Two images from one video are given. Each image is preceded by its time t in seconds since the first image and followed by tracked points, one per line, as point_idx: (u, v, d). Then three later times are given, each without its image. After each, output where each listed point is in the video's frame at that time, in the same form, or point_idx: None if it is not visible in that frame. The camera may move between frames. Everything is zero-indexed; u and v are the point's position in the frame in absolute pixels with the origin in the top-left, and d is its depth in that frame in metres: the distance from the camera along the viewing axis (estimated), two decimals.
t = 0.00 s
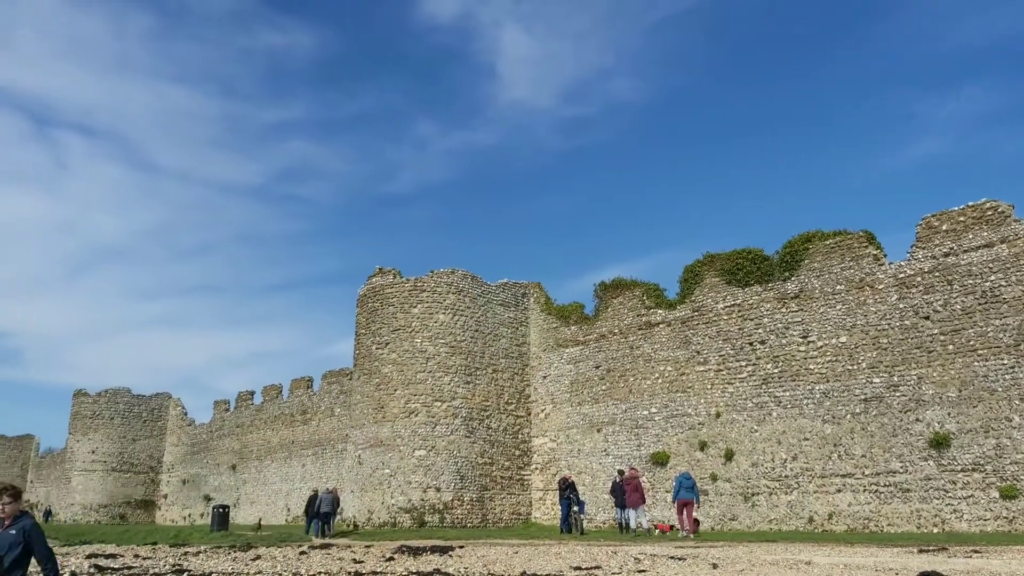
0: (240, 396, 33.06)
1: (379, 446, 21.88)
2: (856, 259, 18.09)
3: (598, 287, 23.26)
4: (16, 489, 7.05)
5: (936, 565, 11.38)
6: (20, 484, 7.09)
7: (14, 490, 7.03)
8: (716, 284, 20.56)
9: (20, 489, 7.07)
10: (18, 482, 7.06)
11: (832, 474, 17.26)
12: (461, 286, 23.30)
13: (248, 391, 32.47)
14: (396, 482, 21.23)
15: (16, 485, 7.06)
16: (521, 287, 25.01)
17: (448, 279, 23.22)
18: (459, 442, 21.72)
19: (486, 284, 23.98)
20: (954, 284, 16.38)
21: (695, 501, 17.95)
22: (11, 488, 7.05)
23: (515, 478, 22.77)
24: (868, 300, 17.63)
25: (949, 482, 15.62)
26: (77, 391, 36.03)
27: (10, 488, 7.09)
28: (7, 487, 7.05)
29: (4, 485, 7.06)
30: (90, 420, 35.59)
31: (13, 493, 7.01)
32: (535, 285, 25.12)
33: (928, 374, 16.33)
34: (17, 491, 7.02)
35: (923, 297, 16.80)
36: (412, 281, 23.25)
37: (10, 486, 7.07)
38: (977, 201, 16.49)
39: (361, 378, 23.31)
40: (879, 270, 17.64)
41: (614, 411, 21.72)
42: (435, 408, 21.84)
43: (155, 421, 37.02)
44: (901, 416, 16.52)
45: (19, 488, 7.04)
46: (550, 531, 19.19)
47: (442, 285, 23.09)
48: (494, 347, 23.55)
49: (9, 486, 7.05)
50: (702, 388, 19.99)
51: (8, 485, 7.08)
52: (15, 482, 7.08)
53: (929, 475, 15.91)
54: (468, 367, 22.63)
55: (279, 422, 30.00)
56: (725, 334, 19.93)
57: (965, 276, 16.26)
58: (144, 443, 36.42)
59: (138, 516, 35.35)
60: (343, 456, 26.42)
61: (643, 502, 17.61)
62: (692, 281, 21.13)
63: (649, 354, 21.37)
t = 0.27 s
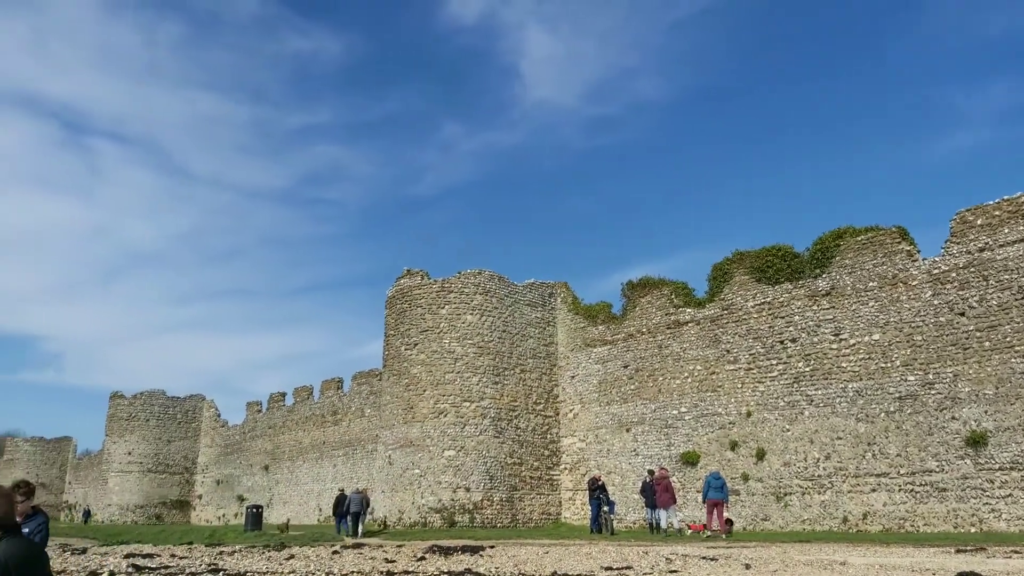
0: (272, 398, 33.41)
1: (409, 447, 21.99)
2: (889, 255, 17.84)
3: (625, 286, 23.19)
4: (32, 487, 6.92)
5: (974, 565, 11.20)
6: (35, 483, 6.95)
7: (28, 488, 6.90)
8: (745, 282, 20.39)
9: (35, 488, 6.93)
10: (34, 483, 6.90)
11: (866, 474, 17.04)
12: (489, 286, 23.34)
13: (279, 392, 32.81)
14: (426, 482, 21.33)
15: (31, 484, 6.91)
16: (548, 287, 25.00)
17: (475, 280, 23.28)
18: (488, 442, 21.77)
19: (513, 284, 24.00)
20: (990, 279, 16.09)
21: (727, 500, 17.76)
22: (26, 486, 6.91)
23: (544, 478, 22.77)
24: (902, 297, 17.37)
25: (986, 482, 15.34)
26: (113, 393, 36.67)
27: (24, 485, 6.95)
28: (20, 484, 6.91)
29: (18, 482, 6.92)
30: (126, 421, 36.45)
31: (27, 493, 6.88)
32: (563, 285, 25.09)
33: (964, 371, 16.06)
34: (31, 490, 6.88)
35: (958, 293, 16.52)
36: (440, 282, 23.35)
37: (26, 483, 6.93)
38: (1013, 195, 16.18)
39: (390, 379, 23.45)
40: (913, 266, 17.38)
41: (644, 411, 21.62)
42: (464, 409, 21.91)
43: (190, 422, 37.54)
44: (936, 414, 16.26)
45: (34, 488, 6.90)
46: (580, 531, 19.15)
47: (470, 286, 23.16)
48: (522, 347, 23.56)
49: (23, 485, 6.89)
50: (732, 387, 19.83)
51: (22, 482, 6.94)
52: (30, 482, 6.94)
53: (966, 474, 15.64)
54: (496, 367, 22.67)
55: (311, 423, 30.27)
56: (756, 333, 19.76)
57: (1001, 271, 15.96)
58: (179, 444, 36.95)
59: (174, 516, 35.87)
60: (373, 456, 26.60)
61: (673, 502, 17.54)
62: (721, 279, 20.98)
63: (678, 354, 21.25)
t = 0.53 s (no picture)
0: (303, 399, 33.74)
1: (439, 447, 22.09)
2: (922, 251, 17.58)
3: (653, 285, 23.09)
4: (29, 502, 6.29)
5: (1014, 565, 11.00)
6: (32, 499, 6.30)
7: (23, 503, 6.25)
8: (775, 280, 20.20)
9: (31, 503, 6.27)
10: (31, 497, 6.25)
11: (901, 473, 16.80)
12: (516, 287, 23.36)
13: (310, 393, 33.12)
14: (456, 482, 21.40)
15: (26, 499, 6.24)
16: (575, 287, 24.98)
17: (502, 280, 23.32)
18: (517, 443, 21.79)
19: (540, 284, 24.00)
20: None
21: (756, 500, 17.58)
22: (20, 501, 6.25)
23: (574, 478, 22.74)
24: (936, 293, 17.11)
25: None
26: (148, 395, 37.27)
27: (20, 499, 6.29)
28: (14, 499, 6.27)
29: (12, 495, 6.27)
30: (162, 423, 37.09)
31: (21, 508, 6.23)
32: (590, 285, 25.05)
33: (1001, 368, 15.76)
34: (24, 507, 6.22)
35: (994, 289, 16.23)
36: (467, 282, 23.43)
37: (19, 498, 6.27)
38: None
39: (419, 380, 23.57)
40: (947, 261, 17.10)
41: (673, 410, 21.51)
42: (492, 409, 21.96)
43: (223, 424, 38.02)
44: (973, 412, 15.98)
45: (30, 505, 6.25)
46: (611, 532, 19.10)
47: (497, 287, 23.20)
48: (550, 347, 23.56)
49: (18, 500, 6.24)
50: (763, 386, 19.66)
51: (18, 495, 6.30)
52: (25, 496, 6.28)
53: (1004, 473, 15.35)
54: (524, 367, 22.69)
55: (341, 424, 30.52)
56: (786, 331, 19.57)
57: None
58: (213, 445, 37.44)
59: (208, 516, 36.35)
60: (404, 457, 26.74)
61: (704, 502, 17.38)
62: (750, 277, 20.81)
63: (707, 352, 21.11)
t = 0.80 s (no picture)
0: (335, 400, 34.02)
1: (470, 448, 22.16)
2: (958, 246, 17.27)
3: (683, 284, 22.96)
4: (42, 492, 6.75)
5: None
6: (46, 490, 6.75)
7: (38, 495, 6.70)
8: (807, 277, 19.98)
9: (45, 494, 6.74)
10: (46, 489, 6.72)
11: (939, 472, 16.53)
12: (544, 287, 23.36)
13: (342, 395, 33.39)
14: (487, 482, 21.46)
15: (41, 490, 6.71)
16: (604, 287, 24.91)
17: (530, 280, 23.33)
18: (547, 443, 21.78)
19: (569, 284, 23.97)
20: None
21: (786, 501, 17.42)
22: (35, 494, 6.70)
23: (604, 479, 22.67)
24: (973, 289, 16.80)
25: None
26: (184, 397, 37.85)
27: (36, 491, 6.75)
28: (30, 493, 6.69)
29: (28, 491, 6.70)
30: (197, 424, 37.65)
31: (38, 500, 6.68)
32: (619, 284, 24.97)
33: None
34: (38, 499, 6.68)
35: None
36: (496, 283, 23.48)
37: (33, 492, 6.70)
38: None
39: (449, 381, 23.67)
40: (984, 256, 16.78)
41: (704, 410, 21.36)
42: (522, 409, 21.97)
43: (257, 425, 38.49)
44: (1013, 409, 15.67)
45: (45, 497, 6.71)
46: (642, 532, 19.03)
47: (525, 287, 23.21)
48: (579, 347, 23.51)
49: (33, 492, 6.68)
50: (796, 384, 19.45)
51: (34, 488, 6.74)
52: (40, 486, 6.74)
53: None
54: (554, 368, 22.67)
55: (373, 424, 30.73)
56: (819, 329, 19.35)
57: None
58: (247, 446, 37.90)
59: (244, 516, 36.80)
60: (434, 457, 26.86)
61: (738, 503, 17.25)
62: (782, 275, 20.60)
63: (739, 351, 20.93)
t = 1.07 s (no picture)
0: (368, 401, 34.28)
1: (502, 447, 22.20)
2: (998, 240, 16.93)
3: (715, 281, 22.79)
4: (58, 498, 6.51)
5: None
6: (61, 496, 6.52)
7: (53, 503, 6.47)
8: (842, 273, 19.73)
9: (60, 500, 6.51)
10: (61, 496, 6.49)
11: (980, 470, 16.21)
12: (574, 286, 23.32)
13: (375, 396, 33.64)
14: (520, 482, 21.48)
15: (57, 496, 6.49)
16: (635, 285, 24.81)
17: (560, 280, 23.31)
18: (580, 443, 21.75)
19: (599, 283, 23.90)
20: None
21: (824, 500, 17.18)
22: (50, 500, 6.48)
23: (638, 478, 22.58)
24: (1014, 283, 16.45)
25: None
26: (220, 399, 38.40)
27: (50, 498, 6.52)
28: (45, 499, 6.48)
29: (43, 498, 6.48)
30: (234, 426, 38.19)
31: (54, 507, 6.46)
32: (650, 282, 24.85)
33: None
34: (55, 506, 6.46)
35: None
36: (526, 283, 23.51)
37: (49, 498, 6.47)
38: None
39: (481, 381, 23.73)
40: None
41: (738, 409, 21.18)
42: (554, 409, 21.96)
43: (292, 426, 38.92)
44: None
45: (61, 504, 6.49)
46: (677, 532, 18.91)
47: (555, 286, 23.20)
48: (611, 346, 23.44)
49: (48, 499, 6.47)
50: (832, 382, 19.21)
51: (49, 494, 6.51)
52: (57, 493, 6.51)
53: None
54: (585, 367, 22.62)
55: (406, 425, 30.91)
56: (855, 325, 19.09)
57: None
58: (283, 447, 38.35)
59: (280, 516, 37.22)
60: (467, 458, 26.94)
61: (774, 502, 17.06)
62: (816, 271, 20.36)
63: (773, 349, 20.72)
